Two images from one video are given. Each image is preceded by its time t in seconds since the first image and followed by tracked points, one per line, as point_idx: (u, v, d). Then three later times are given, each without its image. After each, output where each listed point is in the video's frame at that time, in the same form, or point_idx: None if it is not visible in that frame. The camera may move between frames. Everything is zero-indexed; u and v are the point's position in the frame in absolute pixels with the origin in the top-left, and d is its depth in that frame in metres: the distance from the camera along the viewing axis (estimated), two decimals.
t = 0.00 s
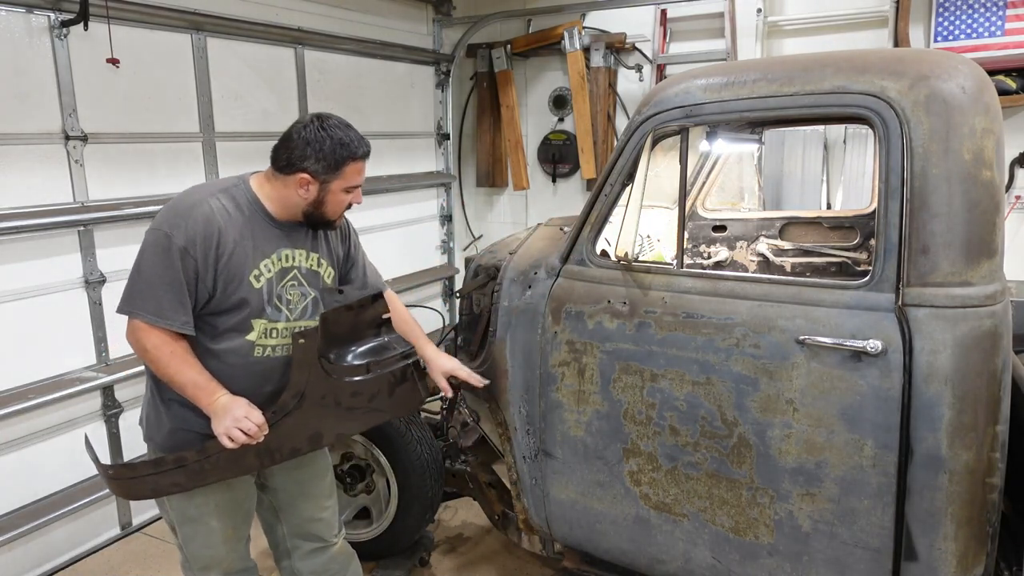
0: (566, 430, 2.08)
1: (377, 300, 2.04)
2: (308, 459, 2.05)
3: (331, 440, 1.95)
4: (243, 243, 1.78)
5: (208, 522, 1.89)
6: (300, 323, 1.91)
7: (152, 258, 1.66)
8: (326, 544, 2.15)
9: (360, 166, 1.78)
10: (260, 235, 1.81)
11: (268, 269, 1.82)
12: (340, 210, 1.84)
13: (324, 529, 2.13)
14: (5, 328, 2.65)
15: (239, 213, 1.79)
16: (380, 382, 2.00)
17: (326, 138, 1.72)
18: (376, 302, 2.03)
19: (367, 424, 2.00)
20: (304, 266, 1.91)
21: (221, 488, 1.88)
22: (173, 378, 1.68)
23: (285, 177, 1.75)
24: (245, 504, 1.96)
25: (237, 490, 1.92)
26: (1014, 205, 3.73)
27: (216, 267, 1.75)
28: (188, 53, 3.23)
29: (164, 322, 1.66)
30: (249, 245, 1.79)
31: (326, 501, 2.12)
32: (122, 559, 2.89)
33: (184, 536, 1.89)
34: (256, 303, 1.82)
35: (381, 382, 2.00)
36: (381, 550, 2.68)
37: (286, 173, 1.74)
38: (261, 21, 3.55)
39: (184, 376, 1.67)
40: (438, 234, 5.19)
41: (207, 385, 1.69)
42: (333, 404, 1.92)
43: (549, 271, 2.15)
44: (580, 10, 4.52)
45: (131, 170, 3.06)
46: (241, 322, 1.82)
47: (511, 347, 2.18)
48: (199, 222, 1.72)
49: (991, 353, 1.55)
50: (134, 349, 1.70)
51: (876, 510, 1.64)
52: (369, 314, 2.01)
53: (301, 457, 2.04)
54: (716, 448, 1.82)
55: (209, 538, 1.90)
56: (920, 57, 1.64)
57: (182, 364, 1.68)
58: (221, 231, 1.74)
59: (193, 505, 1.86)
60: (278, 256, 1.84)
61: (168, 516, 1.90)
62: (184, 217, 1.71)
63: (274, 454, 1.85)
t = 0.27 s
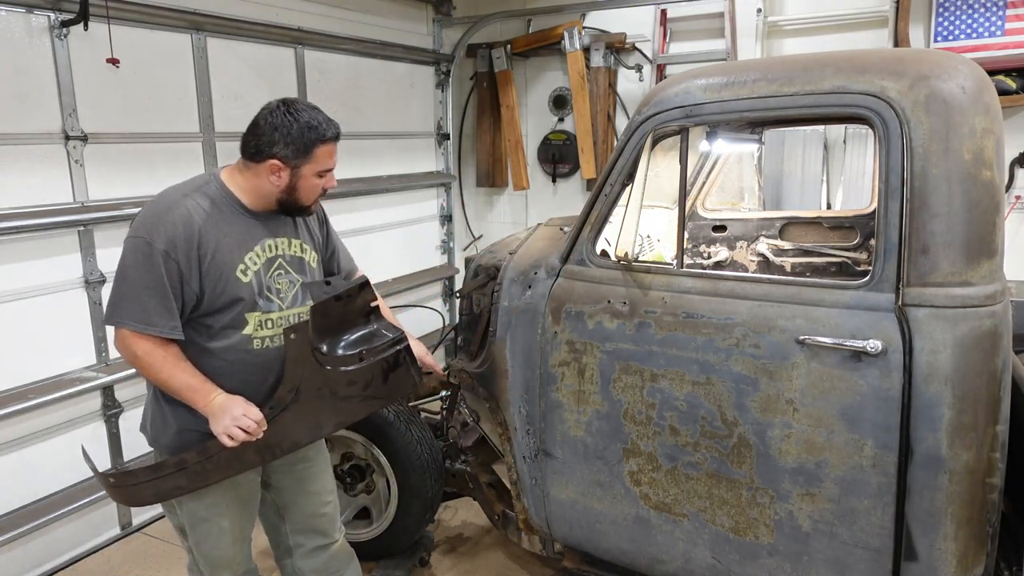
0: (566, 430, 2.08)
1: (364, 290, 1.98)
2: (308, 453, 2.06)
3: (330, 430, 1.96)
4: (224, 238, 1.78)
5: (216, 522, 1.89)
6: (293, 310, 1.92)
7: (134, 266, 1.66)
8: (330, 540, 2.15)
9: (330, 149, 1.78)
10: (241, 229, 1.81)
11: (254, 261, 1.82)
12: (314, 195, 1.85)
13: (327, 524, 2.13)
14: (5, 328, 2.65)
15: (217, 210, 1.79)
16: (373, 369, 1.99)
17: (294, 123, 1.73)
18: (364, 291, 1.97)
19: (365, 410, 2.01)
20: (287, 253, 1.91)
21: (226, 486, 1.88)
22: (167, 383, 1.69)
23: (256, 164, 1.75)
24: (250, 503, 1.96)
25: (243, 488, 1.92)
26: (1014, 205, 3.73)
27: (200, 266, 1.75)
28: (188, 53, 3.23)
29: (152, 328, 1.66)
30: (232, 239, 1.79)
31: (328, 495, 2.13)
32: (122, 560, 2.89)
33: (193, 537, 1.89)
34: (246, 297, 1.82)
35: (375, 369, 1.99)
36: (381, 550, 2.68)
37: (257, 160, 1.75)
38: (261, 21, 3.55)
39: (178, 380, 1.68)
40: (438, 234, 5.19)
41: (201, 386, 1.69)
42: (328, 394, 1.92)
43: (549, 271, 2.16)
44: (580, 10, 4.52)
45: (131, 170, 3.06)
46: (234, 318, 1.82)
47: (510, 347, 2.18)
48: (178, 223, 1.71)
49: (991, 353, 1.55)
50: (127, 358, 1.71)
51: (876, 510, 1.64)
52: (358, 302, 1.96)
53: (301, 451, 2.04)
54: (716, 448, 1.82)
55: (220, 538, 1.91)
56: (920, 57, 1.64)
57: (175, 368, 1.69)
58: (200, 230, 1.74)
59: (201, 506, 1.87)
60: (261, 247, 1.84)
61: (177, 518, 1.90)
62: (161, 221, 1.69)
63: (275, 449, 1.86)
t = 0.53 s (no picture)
0: (566, 430, 2.08)
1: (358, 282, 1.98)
2: (303, 444, 2.08)
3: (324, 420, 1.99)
4: (220, 234, 1.78)
5: (219, 517, 1.90)
6: (289, 306, 1.94)
7: (129, 261, 1.65)
8: (330, 531, 2.17)
9: (321, 145, 1.77)
10: (238, 225, 1.82)
11: (250, 257, 1.83)
12: (308, 192, 1.84)
13: (326, 515, 2.15)
14: (5, 328, 2.65)
15: (214, 206, 1.79)
16: (366, 360, 2.00)
17: (284, 119, 1.72)
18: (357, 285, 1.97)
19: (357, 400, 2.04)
20: (284, 250, 1.92)
21: (227, 479, 1.90)
22: (160, 375, 1.69)
23: (248, 160, 1.76)
24: (250, 498, 1.98)
25: (243, 484, 1.94)
26: (1014, 205, 3.73)
27: (196, 261, 1.75)
28: (188, 53, 3.23)
29: (148, 323, 1.66)
30: (228, 235, 1.80)
31: (327, 485, 2.15)
32: (122, 560, 2.89)
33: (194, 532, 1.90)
34: (243, 293, 1.82)
35: (367, 360, 2.00)
36: (381, 550, 2.68)
37: (248, 156, 1.75)
38: (261, 21, 3.55)
39: (172, 371, 1.68)
40: (438, 234, 5.19)
41: (196, 378, 1.70)
42: (322, 386, 1.93)
43: (549, 271, 2.16)
44: (580, 10, 4.52)
45: (131, 170, 3.06)
46: (230, 314, 1.83)
47: (510, 347, 2.18)
48: (175, 219, 1.70)
49: (991, 354, 1.55)
50: (119, 349, 1.70)
51: (876, 510, 1.64)
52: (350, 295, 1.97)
53: (295, 442, 2.07)
54: (716, 448, 1.82)
55: (221, 533, 1.92)
56: (920, 57, 1.64)
57: (168, 360, 1.69)
58: (197, 226, 1.74)
59: (205, 500, 1.89)
60: (257, 243, 1.85)
61: (179, 512, 1.92)
62: (157, 216, 1.69)
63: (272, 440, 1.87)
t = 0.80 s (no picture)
0: (566, 431, 2.08)
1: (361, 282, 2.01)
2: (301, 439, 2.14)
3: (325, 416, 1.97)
4: (236, 230, 1.82)
5: (220, 504, 1.95)
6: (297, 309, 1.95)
7: (148, 247, 1.71)
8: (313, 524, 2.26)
9: (340, 150, 1.79)
10: (254, 224, 1.85)
11: (263, 256, 1.86)
12: (326, 196, 1.85)
13: (314, 506, 2.25)
14: (5, 328, 2.64)
15: (234, 204, 1.83)
16: (370, 360, 2.00)
17: (305, 123, 1.74)
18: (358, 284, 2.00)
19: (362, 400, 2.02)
20: (299, 253, 1.94)
21: (229, 469, 1.94)
22: (169, 360, 1.73)
23: (269, 162, 1.79)
24: (250, 489, 2.02)
25: (244, 475, 1.98)
26: (1014, 205, 3.73)
27: (211, 256, 1.79)
28: (188, 52, 3.23)
29: (160, 312, 1.70)
30: (244, 233, 1.83)
31: (319, 479, 2.23)
32: (122, 559, 2.89)
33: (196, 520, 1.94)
34: (251, 291, 1.86)
35: (371, 359, 2.00)
36: (381, 550, 2.68)
37: (270, 157, 1.78)
38: (261, 21, 3.55)
39: (180, 357, 1.73)
40: (437, 234, 5.19)
41: (202, 366, 1.75)
42: (325, 382, 1.92)
43: (550, 271, 2.16)
44: (580, 10, 4.52)
45: (131, 170, 3.06)
46: (239, 310, 1.86)
47: (510, 347, 2.18)
48: (194, 213, 1.75)
49: (991, 354, 1.55)
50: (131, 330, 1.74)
51: (876, 510, 1.64)
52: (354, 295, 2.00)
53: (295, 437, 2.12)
54: (716, 448, 1.82)
55: (222, 520, 1.96)
56: (919, 57, 1.64)
57: (177, 346, 1.74)
58: (215, 222, 1.78)
59: (207, 488, 1.93)
60: (271, 244, 1.88)
61: (182, 499, 1.96)
62: (179, 208, 1.74)
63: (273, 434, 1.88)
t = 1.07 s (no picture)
0: (566, 431, 2.08)
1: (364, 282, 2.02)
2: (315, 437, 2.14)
3: (329, 414, 1.97)
4: (242, 222, 1.85)
5: (236, 499, 1.99)
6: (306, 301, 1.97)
7: (158, 240, 1.75)
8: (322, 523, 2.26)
9: (314, 122, 1.79)
10: (261, 217, 1.89)
11: (269, 248, 1.89)
12: (309, 176, 1.82)
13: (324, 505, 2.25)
14: (5, 327, 2.64)
15: (240, 197, 1.86)
16: (373, 359, 2.00)
17: (286, 102, 1.81)
18: (360, 284, 2.00)
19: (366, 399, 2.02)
20: (306, 245, 1.97)
21: (244, 464, 1.97)
22: (180, 352, 1.76)
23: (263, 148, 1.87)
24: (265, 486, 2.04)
25: (260, 472, 2.01)
26: (1014, 205, 3.73)
27: (218, 248, 1.83)
28: (188, 52, 3.23)
29: (172, 302, 1.74)
30: (250, 225, 1.87)
31: (330, 477, 2.23)
32: (122, 559, 2.89)
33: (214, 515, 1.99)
34: (259, 282, 1.88)
35: (374, 359, 2.00)
36: (381, 550, 2.68)
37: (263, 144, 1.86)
38: (261, 21, 3.55)
39: (190, 349, 1.75)
40: (437, 234, 5.19)
41: (211, 359, 1.76)
42: (329, 379, 1.93)
43: (549, 271, 2.16)
44: (580, 10, 4.52)
45: (131, 170, 3.06)
46: (248, 301, 1.89)
47: (510, 347, 2.18)
48: (201, 206, 1.79)
49: (991, 354, 1.55)
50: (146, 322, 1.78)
51: (876, 510, 1.64)
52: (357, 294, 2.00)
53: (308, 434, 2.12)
54: (716, 448, 1.82)
55: (239, 515, 2.00)
56: (919, 57, 1.64)
57: (188, 338, 1.76)
58: (222, 214, 1.82)
59: (223, 483, 1.97)
60: (278, 236, 1.91)
61: (201, 494, 2.01)
62: (186, 202, 1.79)
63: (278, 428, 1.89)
